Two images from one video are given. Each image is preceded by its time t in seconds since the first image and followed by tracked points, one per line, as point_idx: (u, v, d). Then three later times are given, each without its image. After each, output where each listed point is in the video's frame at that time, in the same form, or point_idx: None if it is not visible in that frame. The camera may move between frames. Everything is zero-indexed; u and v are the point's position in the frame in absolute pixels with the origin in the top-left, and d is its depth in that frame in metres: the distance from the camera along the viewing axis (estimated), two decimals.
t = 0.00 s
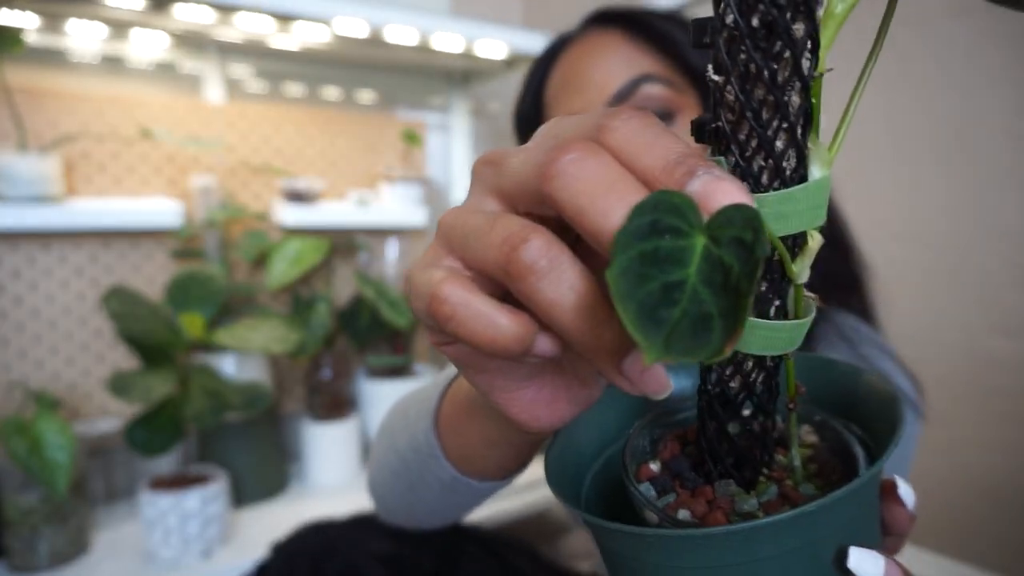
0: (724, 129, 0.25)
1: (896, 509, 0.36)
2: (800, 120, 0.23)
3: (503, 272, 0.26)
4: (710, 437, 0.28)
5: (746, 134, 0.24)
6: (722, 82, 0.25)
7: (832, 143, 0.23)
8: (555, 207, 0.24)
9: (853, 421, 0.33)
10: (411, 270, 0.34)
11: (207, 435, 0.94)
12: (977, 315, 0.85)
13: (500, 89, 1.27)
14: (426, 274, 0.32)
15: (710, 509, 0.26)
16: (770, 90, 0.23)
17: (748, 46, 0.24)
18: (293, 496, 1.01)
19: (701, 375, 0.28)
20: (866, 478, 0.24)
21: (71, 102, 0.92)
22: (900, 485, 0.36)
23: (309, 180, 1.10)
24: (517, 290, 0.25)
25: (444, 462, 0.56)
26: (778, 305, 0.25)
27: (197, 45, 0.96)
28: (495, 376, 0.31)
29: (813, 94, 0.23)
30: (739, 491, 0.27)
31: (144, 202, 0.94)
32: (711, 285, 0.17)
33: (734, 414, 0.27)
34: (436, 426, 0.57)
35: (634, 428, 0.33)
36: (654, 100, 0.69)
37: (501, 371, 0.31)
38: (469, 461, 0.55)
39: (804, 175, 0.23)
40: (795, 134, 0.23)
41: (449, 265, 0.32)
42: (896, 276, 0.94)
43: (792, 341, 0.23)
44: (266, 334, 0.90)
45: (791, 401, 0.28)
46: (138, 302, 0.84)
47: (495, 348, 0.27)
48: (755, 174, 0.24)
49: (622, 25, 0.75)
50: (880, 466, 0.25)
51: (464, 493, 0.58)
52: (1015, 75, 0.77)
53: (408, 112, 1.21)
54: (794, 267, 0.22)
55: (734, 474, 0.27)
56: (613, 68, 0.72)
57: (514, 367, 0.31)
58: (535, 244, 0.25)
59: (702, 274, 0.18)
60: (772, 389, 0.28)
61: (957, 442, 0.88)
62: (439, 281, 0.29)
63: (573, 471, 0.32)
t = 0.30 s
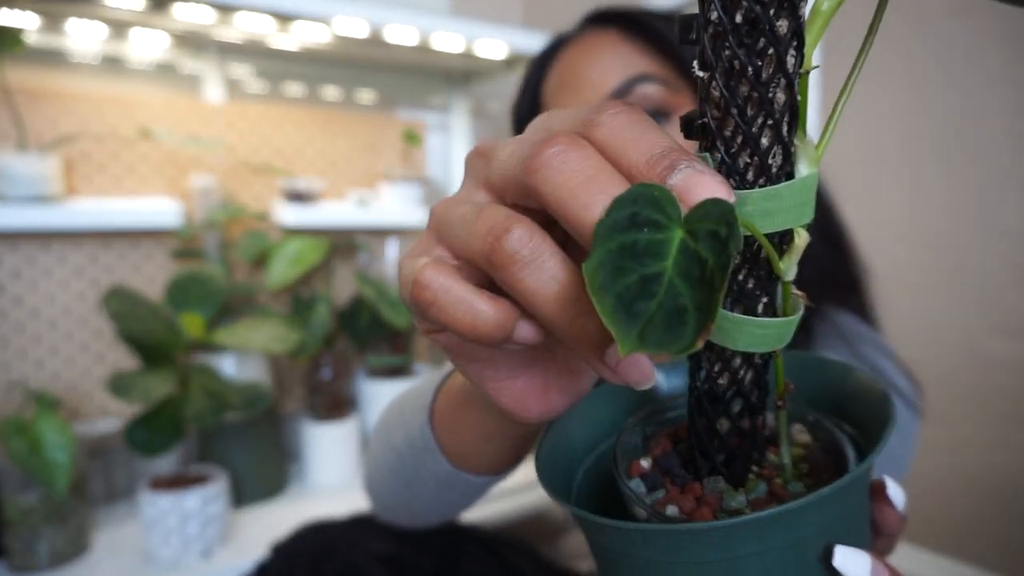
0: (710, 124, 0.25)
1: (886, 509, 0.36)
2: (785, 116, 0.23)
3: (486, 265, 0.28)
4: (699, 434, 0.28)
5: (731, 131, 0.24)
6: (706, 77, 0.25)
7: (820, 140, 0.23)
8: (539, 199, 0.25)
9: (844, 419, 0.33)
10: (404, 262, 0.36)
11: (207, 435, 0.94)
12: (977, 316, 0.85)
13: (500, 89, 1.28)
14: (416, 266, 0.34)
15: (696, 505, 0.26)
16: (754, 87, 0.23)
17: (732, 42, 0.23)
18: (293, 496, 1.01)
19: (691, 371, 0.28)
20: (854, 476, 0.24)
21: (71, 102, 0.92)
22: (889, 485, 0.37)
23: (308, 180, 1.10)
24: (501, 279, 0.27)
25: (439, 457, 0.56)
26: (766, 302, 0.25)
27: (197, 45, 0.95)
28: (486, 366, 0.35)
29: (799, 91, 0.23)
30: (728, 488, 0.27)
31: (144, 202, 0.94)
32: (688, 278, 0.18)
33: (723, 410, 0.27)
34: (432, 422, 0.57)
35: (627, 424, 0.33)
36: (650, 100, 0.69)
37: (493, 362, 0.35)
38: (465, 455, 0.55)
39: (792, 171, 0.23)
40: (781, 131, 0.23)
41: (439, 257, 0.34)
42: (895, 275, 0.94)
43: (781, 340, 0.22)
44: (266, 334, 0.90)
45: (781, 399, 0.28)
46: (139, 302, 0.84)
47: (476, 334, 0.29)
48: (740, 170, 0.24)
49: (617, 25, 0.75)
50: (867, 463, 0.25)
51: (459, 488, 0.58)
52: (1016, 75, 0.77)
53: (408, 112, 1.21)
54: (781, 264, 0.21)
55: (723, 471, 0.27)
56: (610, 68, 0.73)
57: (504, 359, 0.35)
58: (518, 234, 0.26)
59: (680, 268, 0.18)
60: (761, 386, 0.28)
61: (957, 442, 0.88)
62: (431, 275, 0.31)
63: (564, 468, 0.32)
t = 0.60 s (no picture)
0: (708, 114, 0.25)
1: (891, 497, 0.36)
2: (783, 104, 0.23)
3: (490, 267, 0.28)
4: (703, 428, 0.28)
5: (730, 120, 0.24)
6: (704, 68, 0.25)
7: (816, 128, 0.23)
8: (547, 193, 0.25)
9: (844, 409, 0.33)
10: (402, 262, 0.36)
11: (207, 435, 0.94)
12: (978, 316, 0.85)
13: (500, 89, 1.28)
14: (416, 266, 0.34)
15: (702, 498, 0.26)
16: (752, 75, 0.23)
17: (728, 31, 0.24)
18: (293, 496, 1.01)
19: (692, 365, 0.28)
20: (860, 462, 0.24)
21: (71, 101, 0.92)
22: (893, 471, 0.36)
23: (308, 180, 1.10)
24: (506, 284, 0.27)
25: (440, 458, 0.56)
26: (766, 292, 0.25)
27: (197, 46, 0.96)
28: (486, 364, 0.34)
29: (796, 77, 0.23)
30: (733, 481, 0.27)
31: (144, 202, 0.94)
32: (687, 264, 0.17)
33: (725, 403, 0.27)
34: (433, 423, 0.57)
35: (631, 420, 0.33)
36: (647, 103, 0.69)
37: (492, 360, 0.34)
38: (465, 456, 0.55)
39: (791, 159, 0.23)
40: (779, 119, 0.23)
41: (438, 256, 0.34)
42: (895, 275, 0.94)
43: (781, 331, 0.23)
44: (266, 334, 0.90)
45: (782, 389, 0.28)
46: (139, 302, 0.84)
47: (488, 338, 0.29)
48: (739, 159, 0.24)
49: (613, 27, 0.75)
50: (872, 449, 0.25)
51: (459, 490, 0.58)
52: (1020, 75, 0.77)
53: (408, 112, 1.21)
54: (780, 253, 0.21)
55: (728, 464, 0.28)
56: (607, 69, 0.73)
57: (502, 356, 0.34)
58: (523, 241, 0.26)
59: (680, 256, 0.18)
60: (763, 377, 0.28)
61: (956, 442, 0.89)
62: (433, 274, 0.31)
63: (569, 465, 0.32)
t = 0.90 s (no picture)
0: (707, 118, 0.25)
1: (895, 501, 0.36)
2: (780, 109, 0.23)
3: (487, 278, 0.28)
4: (705, 431, 0.28)
5: (727, 126, 0.24)
6: (700, 74, 0.24)
7: (815, 132, 0.23)
8: (545, 205, 0.25)
9: (847, 412, 0.33)
10: (399, 275, 0.36)
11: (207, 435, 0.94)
12: (979, 316, 0.85)
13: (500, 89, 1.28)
14: (413, 277, 0.34)
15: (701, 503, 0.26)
16: (749, 81, 0.23)
17: (725, 38, 0.23)
18: (293, 496, 1.01)
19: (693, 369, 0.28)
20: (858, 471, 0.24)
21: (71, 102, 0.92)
22: (897, 477, 0.37)
23: (308, 180, 1.10)
24: (504, 295, 0.27)
25: (442, 461, 0.56)
26: (767, 297, 0.25)
27: (197, 46, 0.96)
28: (486, 372, 0.35)
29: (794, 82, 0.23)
30: (735, 485, 0.27)
31: (144, 202, 0.94)
32: (687, 280, 0.17)
33: (729, 407, 0.27)
34: (435, 426, 0.57)
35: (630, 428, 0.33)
36: (647, 105, 0.69)
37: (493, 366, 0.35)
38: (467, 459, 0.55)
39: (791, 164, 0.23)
40: (777, 126, 0.23)
41: (435, 267, 0.34)
42: (896, 273, 0.94)
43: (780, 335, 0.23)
44: (266, 334, 0.90)
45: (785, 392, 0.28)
46: (139, 302, 0.84)
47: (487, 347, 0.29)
48: (738, 165, 0.24)
49: (613, 27, 0.75)
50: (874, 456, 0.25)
51: (462, 492, 0.58)
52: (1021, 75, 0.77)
53: (408, 112, 1.21)
54: (780, 258, 0.22)
55: (730, 468, 0.27)
56: (606, 69, 0.73)
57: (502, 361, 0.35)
58: (519, 252, 0.26)
59: (680, 271, 0.18)
60: (765, 381, 0.28)
61: (956, 442, 0.89)
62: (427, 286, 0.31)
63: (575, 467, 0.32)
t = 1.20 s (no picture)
0: (721, 124, 0.25)
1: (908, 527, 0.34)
2: (795, 115, 0.23)
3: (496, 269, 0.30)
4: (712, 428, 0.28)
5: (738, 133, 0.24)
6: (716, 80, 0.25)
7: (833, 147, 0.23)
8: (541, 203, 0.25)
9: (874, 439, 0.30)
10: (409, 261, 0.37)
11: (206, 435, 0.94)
12: (978, 317, 0.85)
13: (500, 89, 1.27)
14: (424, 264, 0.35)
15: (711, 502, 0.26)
16: (759, 89, 0.23)
17: (739, 45, 0.24)
18: (293, 496, 1.01)
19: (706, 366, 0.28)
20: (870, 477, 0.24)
21: (71, 102, 0.92)
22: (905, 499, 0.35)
23: (308, 180, 1.10)
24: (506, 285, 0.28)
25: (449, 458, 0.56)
26: (775, 303, 0.25)
27: (197, 46, 0.95)
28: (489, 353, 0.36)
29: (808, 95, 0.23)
30: (733, 485, 0.27)
31: (144, 202, 0.94)
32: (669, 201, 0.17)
33: (746, 414, 0.27)
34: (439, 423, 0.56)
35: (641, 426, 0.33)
36: (657, 102, 0.66)
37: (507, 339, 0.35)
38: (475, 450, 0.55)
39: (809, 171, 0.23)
40: (793, 132, 0.23)
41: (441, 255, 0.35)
42: (897, 274, 0.94)
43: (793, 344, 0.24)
44: (266, 334, 0.90)
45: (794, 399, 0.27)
46: (138, 302, 0.84)
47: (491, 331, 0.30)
48: (748, 169, 0.23)
49: (628, 24, 0.75)
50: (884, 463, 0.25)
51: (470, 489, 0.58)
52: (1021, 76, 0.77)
53: (408, 112, 1.21)
54: (787, 267, 0.22)
55: (732, 467, 0.27)
56: (617, 65, 0.71)
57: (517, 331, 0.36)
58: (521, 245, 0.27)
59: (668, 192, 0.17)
60: (779, 388, 0.26)
61: (955, 441, 0.89)
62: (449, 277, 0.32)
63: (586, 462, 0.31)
